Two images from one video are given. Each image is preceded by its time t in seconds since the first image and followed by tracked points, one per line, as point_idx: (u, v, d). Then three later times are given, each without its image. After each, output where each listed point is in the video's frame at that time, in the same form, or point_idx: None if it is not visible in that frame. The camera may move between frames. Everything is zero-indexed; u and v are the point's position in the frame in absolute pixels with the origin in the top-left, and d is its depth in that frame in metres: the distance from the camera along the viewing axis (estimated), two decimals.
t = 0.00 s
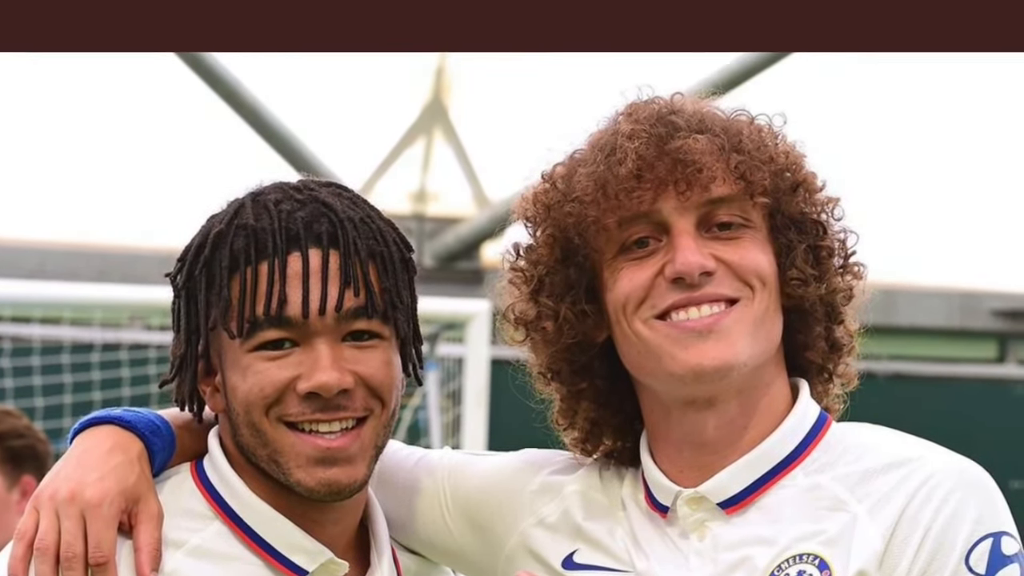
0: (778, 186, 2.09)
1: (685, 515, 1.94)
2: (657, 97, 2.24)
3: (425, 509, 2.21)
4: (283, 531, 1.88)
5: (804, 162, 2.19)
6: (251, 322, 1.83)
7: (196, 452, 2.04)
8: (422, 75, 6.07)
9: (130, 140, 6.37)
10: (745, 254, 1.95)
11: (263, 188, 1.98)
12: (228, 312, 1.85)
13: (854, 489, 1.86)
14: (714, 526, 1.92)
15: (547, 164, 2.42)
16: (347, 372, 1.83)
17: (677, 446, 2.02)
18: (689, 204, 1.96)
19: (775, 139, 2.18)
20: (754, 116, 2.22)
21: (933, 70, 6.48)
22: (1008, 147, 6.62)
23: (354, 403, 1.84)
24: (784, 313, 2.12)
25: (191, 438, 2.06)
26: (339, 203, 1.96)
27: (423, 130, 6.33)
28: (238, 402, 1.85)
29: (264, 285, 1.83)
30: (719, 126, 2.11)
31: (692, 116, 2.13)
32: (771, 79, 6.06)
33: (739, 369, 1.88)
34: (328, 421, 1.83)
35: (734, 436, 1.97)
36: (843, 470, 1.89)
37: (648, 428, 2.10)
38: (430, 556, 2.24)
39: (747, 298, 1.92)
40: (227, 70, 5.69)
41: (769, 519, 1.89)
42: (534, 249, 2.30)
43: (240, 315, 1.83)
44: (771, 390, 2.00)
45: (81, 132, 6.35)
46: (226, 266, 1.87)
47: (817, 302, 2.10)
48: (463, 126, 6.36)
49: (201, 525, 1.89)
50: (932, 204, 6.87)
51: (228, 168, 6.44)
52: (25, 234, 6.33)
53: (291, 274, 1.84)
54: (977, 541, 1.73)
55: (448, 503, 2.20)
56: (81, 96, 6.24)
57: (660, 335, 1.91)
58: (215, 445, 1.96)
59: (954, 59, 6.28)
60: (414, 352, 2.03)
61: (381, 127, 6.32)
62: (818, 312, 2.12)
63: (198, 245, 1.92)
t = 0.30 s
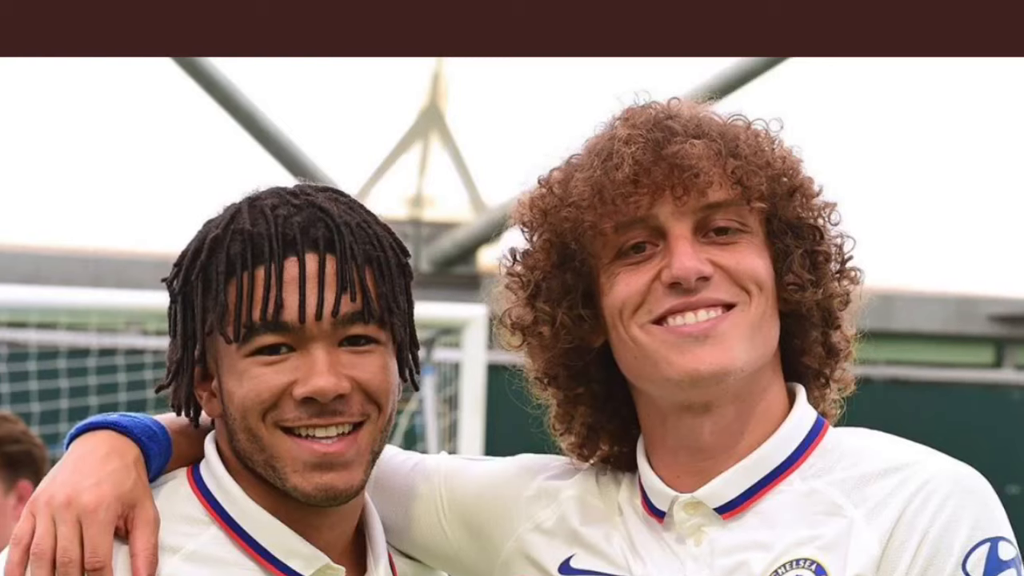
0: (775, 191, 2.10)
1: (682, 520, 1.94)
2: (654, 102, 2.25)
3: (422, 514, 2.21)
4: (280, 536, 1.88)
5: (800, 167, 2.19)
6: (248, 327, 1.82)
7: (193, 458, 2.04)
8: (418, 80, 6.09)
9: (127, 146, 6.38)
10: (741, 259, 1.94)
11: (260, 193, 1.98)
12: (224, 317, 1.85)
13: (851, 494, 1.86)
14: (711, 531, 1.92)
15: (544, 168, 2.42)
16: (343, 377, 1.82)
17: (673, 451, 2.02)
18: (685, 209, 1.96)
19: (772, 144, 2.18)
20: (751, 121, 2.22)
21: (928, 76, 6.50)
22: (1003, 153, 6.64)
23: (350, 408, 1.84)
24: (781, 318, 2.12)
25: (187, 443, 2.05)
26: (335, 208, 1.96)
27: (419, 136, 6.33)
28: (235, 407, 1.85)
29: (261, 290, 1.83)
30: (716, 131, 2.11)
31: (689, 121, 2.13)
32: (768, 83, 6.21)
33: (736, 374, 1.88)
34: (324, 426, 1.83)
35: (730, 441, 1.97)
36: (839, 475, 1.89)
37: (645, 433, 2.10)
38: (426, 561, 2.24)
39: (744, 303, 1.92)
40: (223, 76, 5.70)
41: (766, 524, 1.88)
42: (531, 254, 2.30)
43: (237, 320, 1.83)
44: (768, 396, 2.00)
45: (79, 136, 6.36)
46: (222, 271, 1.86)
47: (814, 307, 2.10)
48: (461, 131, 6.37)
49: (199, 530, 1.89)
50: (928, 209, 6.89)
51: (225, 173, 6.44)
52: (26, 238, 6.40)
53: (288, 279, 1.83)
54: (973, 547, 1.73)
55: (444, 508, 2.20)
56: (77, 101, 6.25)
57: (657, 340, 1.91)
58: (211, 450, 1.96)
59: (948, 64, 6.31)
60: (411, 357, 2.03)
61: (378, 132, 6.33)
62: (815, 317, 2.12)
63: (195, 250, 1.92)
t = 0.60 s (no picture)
0: (772, 196, 2.10)
1: (678, 526, 1.94)
2: (650, 107, 2.25)
3: (418, 520, 2.20)
4: (276, 542, 1.87)
5: (796, 172, 2.19)
6: (244, 332, 1.82)
7: (190, 463, 2.03)
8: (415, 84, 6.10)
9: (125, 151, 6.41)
10: (738, 264, 1.95)
11: (256, 198, 1.98)
12: (221, 321, 1.85)
13: (848, 499, 1.86)
14: (708, 536, 1.92)
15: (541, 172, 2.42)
16: (340, 382, 1.82)
17: (670, 457, 2.02)
18: (682, 214, 1.96)
19: (769, 149, 2.18)
20: (747, 126, 2.23)
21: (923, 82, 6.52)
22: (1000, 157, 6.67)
23: (347, 413, 1.84)
24: (778, 322, 2.12)
25: (184, 448, 2.05)
26: (332, 213, 1.96)
27: (416, 140, 6.39)
28: (231, 412, 1.84)
29: (257, 295, 1.83)
30: (713, 136, 2.11)
31: (684, 125, 2.13)
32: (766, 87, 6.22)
33: (733, 379, 1.88)
34: (321, 431, 1.83)
35: (728, 446, 1.97)
36: (837, 480, 1.89)
37: (642, 439, 2.10)
38: (424, 567, 2.23)
39: (740, 308, 1.92)
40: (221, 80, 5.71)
41: (762, 529, 1.88)
42: (527, 259, 2.30)
43: (233, 325, 1.83)
44: (764, 401, 2.00)
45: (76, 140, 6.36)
46: (218, 276, 1.86)
47: (810, 312, 2.11)
48: (456, 138, 6.44)
49: (196, 535, 1.88)
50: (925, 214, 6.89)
51: (221, 179, 6.43)
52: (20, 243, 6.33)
53: (284, 284, 1.83)
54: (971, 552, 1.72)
55: (440, 513, 2.19)
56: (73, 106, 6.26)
57: (654, 346, 1.91)
58: (207, 455, 1.95)
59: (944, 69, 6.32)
60: (407, 362, 2.03)
61: (374, 137, 6.34)
62: (811, 322, 2.12)
63: (191, 255, 1.92)
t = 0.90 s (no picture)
0: (768, 201, 2.10)
1: (675, 530, 1.94)
2: (647, 111, 2.24)
3: (415, 525, 2.20)
4: (273, 547, 1.87)
5: (792, 177, 2.19)
6: (241, 337, 1.82)
7: (186, 467, 2.03)
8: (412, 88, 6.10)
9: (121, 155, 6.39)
10: (735, 269, 1.95)
11: (253, 203, 1.97)
12: (217, 326, 1.84)
13: (845, 504, 1.86)
14: (704, 541, 1.92)
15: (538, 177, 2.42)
16: (337, 387, 1.82)
17: (667, 461, 2.02)
18: (679, 219, 1.96)
19: (766, 154, 2.18)
20: (744, 131, 2.23)
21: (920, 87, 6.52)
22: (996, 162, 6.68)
23: (343, 418, 1.83)
24: (775, 327, 2.12)
25: (180, 453, 2.04)
26: (329, 218, 1.95)
27: (411, 143, 6.33)
28: (228, 417, 1.84)
29: (254, 300, 1.83)
30: (710, 141, 2.11)
31: (681, 130, 2.13)
32: (764, 90, 6.31)
33: (730, 384, 1.88)
34: (317, 436, 1.82)
35: (725, 451, 1.97)
36: (833, 485, 1.89)
37: (639, 444, 2.10)
38: (422, 572, 2.22)
39: (737, 313, 1.92)
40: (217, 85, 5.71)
41: (759, 534, 1.88)
42: (524, 263, 2.30)
43: (230, 330, 1.82)
44: (761, 407, 2.00)
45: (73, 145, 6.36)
46: (215, 281, 1.86)
47: (807, 317, 2.11)
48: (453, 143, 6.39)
49: (192, 540, 1.88)
50: (922, 219, 6.90)
51: (218, 184, 6.43)
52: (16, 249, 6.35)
53: (281, 289, 1.83)
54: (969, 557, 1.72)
55: (437, 518, 2.19)
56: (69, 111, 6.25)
57: (650, 350, 1.91)
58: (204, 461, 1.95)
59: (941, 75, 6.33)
60: (403, 367, 2.02)
61: (371, 141, 6.34)
62: (808, 327, 2.12)
63: (187, 259, 1.91)
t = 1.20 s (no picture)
0: (765, 206, 2.10)
1: (672, 535, 1.94)
2: (644, 116, 2.25)
3: (412, 529, 2.20)
4: (269, 552, 1.87)
5: (789, 182, 2.19)
6: (237, 342, 1.82)
7: (182, 472, 2.02)
8: (409, 94, 6.11)
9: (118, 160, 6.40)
10: (732, 274, 1.95)
11: (249, 208, 1.97)
12: (214, 331, 1.84)
13: (842, 509, 1.85)
14: (701, 546, 1.92)
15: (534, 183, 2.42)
16: (333, 392, 1.82)
17: (664, 466, 2.01)
18: (676, 224, 1.96)
19: (763, 159, 2.19)
20: (741, 136, 2.23)
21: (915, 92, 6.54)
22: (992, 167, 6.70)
23: (339, 423, 1.83)
24: (772, 333, 2.12)
25: (177, 458, 2.04)
26: (325, 222, 1.95)
27: (410, 149, 6.38)
28: (224, 422, 1.84)
29: (250, 305, 1.82)
30: (706, 146, 2.11)
31: (677, 135, 2.13)
32: (760, 96, 6.33)
33: (727, 389, 1.88)
34: (314, 441, 1.82)
35: (722, 455, 1.97)
36: (830, 490, 1.89)
37: (635, 448, 2.10)
38: None
39: (734, 318, 1.92)
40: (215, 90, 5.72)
41: (755, 539, 1.88)
42: (521, 268, 2.30)
43: (226, 335, 1.82)
44: (758, 411, 2.00)
45: (71, 151, 6.37)
46: (211, 285, 1.86)
47: (804, 322, 2.11)
48: (450, 147, 6.39)
49: (188, 545, 1.87)
50: (917, 223, 6.92)
51: (215, 190, 6.44)
52: (13, 254, 6.35)
53: (278, 294, 1.83)
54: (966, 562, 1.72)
55: (433, 522, 2.19)
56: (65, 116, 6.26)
57: (646, 355, 1.91)
58: (201, 466, 1.95)
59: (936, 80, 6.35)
60: (400, 372, 2.02)
61: (368, 146, 6.35)
62: (805, 332, 2.12)
63: (184, 264, 1.91)
